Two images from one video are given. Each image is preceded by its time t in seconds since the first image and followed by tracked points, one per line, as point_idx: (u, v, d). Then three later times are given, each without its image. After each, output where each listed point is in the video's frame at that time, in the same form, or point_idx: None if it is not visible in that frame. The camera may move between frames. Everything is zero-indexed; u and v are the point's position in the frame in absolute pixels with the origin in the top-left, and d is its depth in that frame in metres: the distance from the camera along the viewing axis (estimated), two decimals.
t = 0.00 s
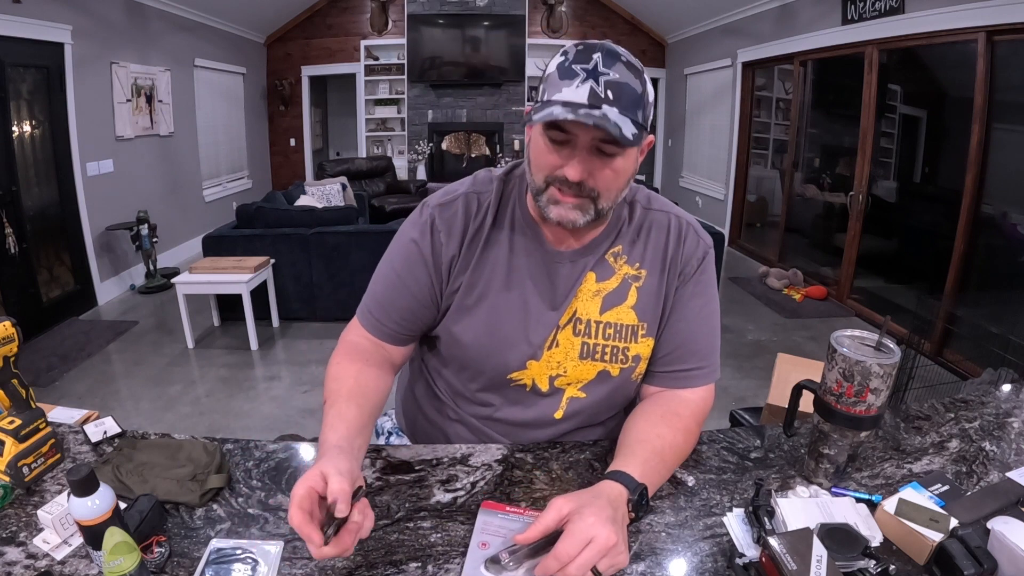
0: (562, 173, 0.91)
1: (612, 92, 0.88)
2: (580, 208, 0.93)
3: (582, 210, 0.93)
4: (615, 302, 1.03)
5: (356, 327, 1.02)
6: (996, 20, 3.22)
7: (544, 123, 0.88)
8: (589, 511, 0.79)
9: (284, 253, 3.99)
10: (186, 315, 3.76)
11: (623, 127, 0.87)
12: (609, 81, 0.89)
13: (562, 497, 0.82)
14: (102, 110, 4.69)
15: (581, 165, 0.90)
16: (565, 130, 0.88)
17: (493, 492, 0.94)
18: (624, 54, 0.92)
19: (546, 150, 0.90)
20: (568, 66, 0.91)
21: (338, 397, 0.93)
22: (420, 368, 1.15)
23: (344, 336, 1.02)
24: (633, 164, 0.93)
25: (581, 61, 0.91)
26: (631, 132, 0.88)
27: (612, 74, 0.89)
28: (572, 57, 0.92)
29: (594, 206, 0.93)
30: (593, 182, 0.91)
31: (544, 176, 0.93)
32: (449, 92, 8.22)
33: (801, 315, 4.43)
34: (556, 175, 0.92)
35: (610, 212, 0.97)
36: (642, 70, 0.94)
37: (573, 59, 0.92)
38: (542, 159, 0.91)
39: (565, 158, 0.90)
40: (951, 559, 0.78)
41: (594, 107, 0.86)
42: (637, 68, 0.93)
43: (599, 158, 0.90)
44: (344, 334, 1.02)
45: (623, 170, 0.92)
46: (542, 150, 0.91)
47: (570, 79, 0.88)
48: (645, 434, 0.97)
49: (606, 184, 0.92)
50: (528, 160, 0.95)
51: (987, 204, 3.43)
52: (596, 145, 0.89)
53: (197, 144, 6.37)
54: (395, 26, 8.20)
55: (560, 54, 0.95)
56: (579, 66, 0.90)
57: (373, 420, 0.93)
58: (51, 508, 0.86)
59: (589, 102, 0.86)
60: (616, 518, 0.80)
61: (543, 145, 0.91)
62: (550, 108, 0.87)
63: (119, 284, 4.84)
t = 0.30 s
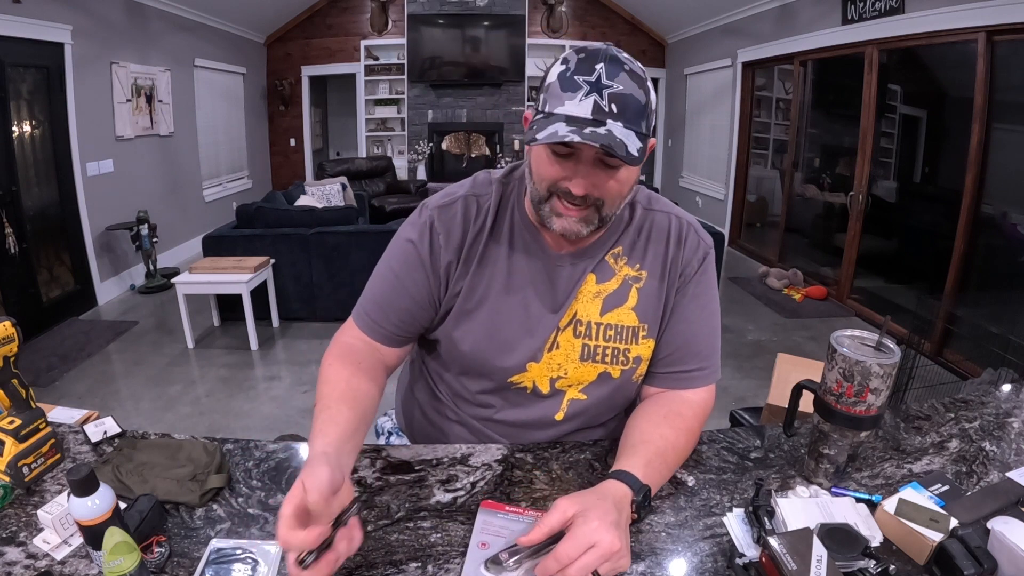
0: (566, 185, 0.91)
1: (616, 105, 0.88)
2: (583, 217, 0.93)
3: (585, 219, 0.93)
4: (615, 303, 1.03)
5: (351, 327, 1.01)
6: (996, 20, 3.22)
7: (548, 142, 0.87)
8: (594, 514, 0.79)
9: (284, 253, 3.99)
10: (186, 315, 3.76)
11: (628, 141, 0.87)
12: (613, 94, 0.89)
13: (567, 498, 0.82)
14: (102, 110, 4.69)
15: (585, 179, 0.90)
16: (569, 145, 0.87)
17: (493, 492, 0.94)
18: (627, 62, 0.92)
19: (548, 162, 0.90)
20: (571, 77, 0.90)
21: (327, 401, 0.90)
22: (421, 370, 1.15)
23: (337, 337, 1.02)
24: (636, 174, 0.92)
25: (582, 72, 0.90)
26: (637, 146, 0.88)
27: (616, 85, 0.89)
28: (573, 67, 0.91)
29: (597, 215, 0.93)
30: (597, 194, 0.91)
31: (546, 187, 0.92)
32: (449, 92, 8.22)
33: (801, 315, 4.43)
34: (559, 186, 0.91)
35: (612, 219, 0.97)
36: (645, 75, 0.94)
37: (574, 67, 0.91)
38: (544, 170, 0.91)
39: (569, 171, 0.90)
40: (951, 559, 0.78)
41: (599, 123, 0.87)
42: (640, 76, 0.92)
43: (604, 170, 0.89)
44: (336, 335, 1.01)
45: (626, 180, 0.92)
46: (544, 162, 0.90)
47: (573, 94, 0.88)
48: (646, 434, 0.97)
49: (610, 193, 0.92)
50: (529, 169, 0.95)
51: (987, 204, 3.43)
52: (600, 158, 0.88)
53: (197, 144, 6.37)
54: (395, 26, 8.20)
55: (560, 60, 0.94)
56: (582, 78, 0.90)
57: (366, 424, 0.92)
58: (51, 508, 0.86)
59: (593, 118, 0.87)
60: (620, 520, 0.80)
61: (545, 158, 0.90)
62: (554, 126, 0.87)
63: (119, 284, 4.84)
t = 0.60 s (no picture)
0: (566, 187, 0.91)
1: (614, 107, 0.89)
2: (584, 218, 0.93)
3: (586, 219, 0.93)
4: (614, 304, 1.03)
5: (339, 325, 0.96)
6: (996, 20, 3.22)
7: (547, 148, 0.87)
8: (595, 515, 0.80)
9: (284, 253, 3.98)
10: (186, 315, 3.76)
11: (629, 143, 0.87)
12: (611, 95, 0.89)
13: (570, 498, 0.82)
14: (102, 110, 4.69)
15: (585, 180, 0.90)
16: (569, 148, 0.88)
17: (492, 492, 0.94)
18: (624, 62, 0.92)
19: (547, 164, 0.90)
20: (567, 78, 0.90)
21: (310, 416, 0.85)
22: (421, 371, 1.14)
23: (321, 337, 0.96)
24: (636, 174, 0.93)
25: (580, 74, 0.90)
26: (637, 147, 0.89)
27: (613, 86, 0.90)
28: (569, 68, 0.90)
29: (597, 215, 0.93)
30: (597, 194, 0.91)
31: (546, 188, 0.92)
32: (449, 92, 8.22)
33: (801, 315, 4.43)
34: (559, 188, 0.91)
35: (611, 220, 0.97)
36: (641, 73, 0.94)
37: (570, 69, 0.90)
38: (543, 173, 0.91)
39: (569, 172, 0.90)
40: (951, 559, 0.78)
41: (598, 125, 0.87)
42: (637, 76, 0.92)
43: (604, 170, 0.89)
44: (320, 333, 0.96)
45: (626, 180, 0.92)
46: (543, 165, 0.90)
47: (571, 96, 0.89)
48: (648, 434, 0.97)
49: (610, 194, 0.92)
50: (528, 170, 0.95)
51: (987, 204, 3.43)
52: (599, 160, 0.88)
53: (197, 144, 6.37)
54: (395, 26, 8.20)
55: (556, 60, 0.94)
56: (579, 79, 0.90)
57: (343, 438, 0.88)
58: (51, 508, 0.86)
59: (591, 121, 0.87)
60: (621, 521, 0.81)
61: (544, 160, 0.90)
62: (554, 130, 0.87)
63: (119, 284, 4.84)
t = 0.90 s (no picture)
0: (570, 186, 0.91)
1: (618, 105, 0.89)
2: (588, 218, 0.92)
3: (589, 219, 0.93)
4: (616, 305, 1.02)
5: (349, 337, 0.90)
6: (996, 20, 3.22)
7: (552, 149, 0.87)
8: (599, 518, 0.79)
9: (284, 253, 3.98)
10: (186, 315, 3.76)
11: (634, 141, 0.87)
12: (615, 94, 0.89)
13: (574, 499, 0.82)
14: (102, 110, 4.69)
15: (590, 179, 0.90)
16: (574, 148, 0.87)
17: (492, 492, 0.94)
18: (627, 61, 0.92)
19: (551, 164, 0.90)
20: (571, 78, 0.90)
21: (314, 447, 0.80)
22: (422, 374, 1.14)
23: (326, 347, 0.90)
24: (639, 172, 0.93)
25: (583, 72, 0.90)
26: (642, 145, 0.88)
27: (617, 85, 0.90)
28: (573, 67, 0.90)
29: (601, 214, 0.93)
30: (601, 194, 0.91)
31: (550, 188, 0.92)
32: (449, 92, 8.22)
33: (801, 315, 4.43)
34: (563, 187, 0.91)
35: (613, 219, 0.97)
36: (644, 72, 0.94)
37: (574, 68, 0.90)
38: (547, 172, 0.90)
39: (572, 171, 0.90)
40: (952, 559, 0.78)
41: (603, 123, 0.87)
42: (641, 75, 0.92)
43: (608, 169, 0.89)
44: (324, 344, 0.91)
45: (631, 178, 0.92)
46: (547, 164, 0.90)
47: (575, 95, 0.89)
48: (651, 436, 0.97)
49: (614, 193, 0.92)
50: (531, 170, 0.94)
51: (987, 204, 3.42)
52: (603, 158, 0.88)
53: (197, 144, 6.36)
54: (395, 26, 8.19)
55: (558, 58, 0.94)
56: (583, 79, 0.90)
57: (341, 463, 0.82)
58: (51, 508, 0.86)
59: (597, 120, 0.87)
60: (623, 525, 0.80)
61: (548, 160, 0.90)
62: (559, 129, 0.87)
63: (119, 284, 4.84)
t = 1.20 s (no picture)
0: (576, 188, 0.90)
1: (625, 110, 0.89)
2: (592, 219, 0.92)
3: (594, 222, 0.93)
4: (620, 306, 1.02)
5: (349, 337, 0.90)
6: (996, 20, 3.22)
7: (559, 151, 0.87)
8: (602, 519, 0.79)
9: (284, 253, 3.99)
10: (186, 315, 3.76)
11: (640, 148, 0.87)
12: (622, 98, 0.89)
13: (577, 501, 0.82)
14: (102, 110, 4.69)
15: (595, 182, 0.90)
16: (579, 152, 0.88)
17: (492, 492, 0.94)
18: (635, 65, 0.92)
19: (557, 167, 0.89)
20: (578, 80, 0.90)
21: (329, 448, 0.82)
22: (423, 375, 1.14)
23: (329, 351, 0.90)
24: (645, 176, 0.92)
25: (591, 75, 0.90)
26: (648, 152, 0.89)
27: (625, 88, 0.89)
28: (580, 69, 0.90)
29: (606, 216, 0.93)
30: (607, 197, 0.91)
31: (554, 190, 0.91)
32: (449, 92, 8.23)
33: (801, 315, 4.43)
34: (568, 189, 0.91)
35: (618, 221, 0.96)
36: (651, 76, 0.94)
37: (581, 70, 0.90)
38: (552, 174, 0.90)
39: (579, 173, 0.89)
40: (951, 559, 0.78)
41: (610, 128, 0.87)
42: (648, 79, 0.92)
43: (613, 173, 0.89)
44: (326, 352, 0.90)
45: (636, 182, 0.92)
46: (552, 167, 0.90)
47: (581, 98, 0.89)
48: (652, 436, 0.97)
49: (620, 196, 0.92)
50: (535, 171, 0.94)
51: (987, 204, 3.43)
52: (609, 162, 0.88)
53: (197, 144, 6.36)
54: (395, 26, 8.19)
55: (565, 60, 0.93)
56: (590, 82, 0.90)
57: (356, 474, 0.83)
58: (51, 508, 0.86)
59: (604, 124, 0.87)
60: (625, 527, 0.80)
61: (553, 163, 0.89)
62: (566, 133, 0.87)
63: (119, 284, 4.84)
